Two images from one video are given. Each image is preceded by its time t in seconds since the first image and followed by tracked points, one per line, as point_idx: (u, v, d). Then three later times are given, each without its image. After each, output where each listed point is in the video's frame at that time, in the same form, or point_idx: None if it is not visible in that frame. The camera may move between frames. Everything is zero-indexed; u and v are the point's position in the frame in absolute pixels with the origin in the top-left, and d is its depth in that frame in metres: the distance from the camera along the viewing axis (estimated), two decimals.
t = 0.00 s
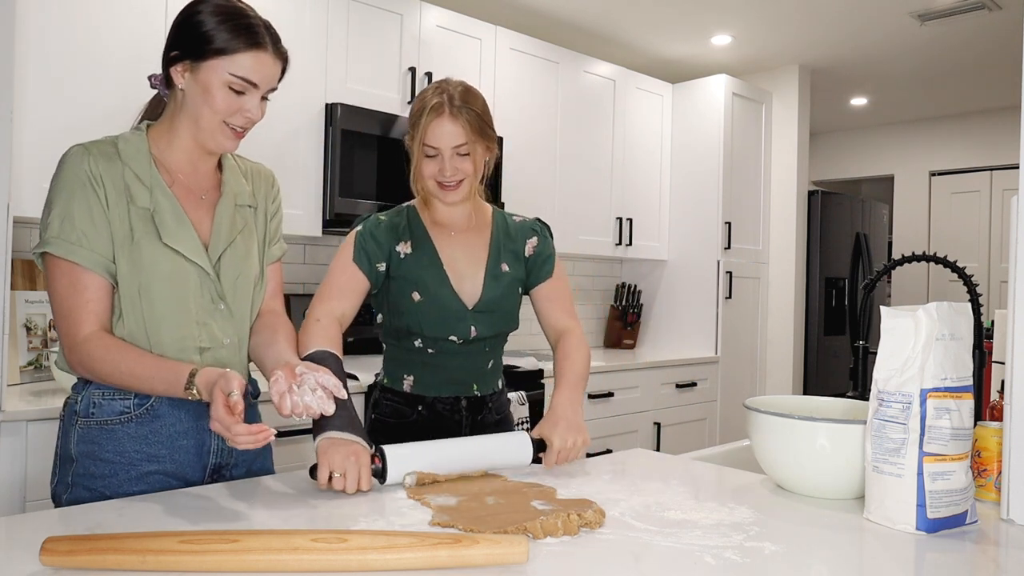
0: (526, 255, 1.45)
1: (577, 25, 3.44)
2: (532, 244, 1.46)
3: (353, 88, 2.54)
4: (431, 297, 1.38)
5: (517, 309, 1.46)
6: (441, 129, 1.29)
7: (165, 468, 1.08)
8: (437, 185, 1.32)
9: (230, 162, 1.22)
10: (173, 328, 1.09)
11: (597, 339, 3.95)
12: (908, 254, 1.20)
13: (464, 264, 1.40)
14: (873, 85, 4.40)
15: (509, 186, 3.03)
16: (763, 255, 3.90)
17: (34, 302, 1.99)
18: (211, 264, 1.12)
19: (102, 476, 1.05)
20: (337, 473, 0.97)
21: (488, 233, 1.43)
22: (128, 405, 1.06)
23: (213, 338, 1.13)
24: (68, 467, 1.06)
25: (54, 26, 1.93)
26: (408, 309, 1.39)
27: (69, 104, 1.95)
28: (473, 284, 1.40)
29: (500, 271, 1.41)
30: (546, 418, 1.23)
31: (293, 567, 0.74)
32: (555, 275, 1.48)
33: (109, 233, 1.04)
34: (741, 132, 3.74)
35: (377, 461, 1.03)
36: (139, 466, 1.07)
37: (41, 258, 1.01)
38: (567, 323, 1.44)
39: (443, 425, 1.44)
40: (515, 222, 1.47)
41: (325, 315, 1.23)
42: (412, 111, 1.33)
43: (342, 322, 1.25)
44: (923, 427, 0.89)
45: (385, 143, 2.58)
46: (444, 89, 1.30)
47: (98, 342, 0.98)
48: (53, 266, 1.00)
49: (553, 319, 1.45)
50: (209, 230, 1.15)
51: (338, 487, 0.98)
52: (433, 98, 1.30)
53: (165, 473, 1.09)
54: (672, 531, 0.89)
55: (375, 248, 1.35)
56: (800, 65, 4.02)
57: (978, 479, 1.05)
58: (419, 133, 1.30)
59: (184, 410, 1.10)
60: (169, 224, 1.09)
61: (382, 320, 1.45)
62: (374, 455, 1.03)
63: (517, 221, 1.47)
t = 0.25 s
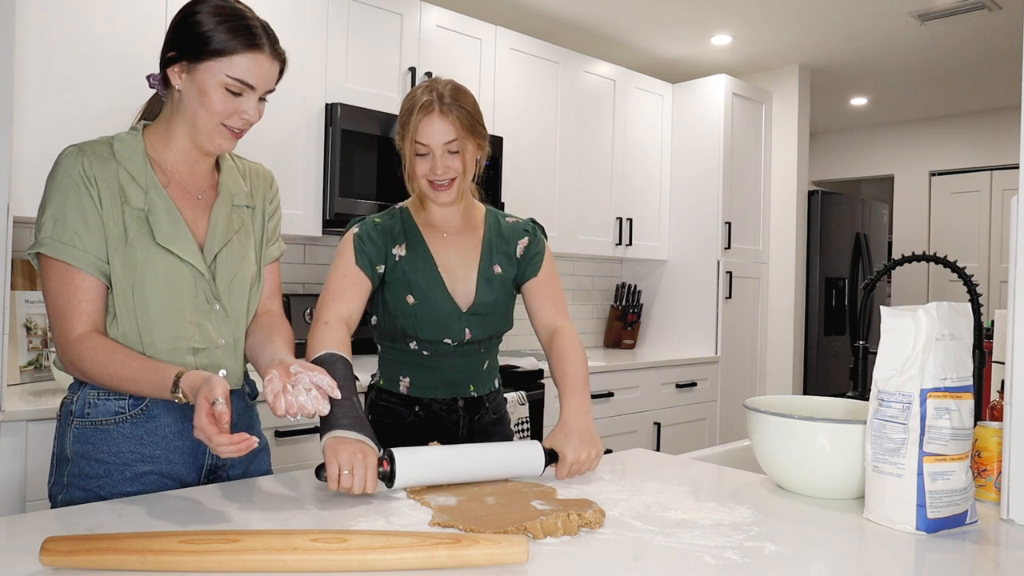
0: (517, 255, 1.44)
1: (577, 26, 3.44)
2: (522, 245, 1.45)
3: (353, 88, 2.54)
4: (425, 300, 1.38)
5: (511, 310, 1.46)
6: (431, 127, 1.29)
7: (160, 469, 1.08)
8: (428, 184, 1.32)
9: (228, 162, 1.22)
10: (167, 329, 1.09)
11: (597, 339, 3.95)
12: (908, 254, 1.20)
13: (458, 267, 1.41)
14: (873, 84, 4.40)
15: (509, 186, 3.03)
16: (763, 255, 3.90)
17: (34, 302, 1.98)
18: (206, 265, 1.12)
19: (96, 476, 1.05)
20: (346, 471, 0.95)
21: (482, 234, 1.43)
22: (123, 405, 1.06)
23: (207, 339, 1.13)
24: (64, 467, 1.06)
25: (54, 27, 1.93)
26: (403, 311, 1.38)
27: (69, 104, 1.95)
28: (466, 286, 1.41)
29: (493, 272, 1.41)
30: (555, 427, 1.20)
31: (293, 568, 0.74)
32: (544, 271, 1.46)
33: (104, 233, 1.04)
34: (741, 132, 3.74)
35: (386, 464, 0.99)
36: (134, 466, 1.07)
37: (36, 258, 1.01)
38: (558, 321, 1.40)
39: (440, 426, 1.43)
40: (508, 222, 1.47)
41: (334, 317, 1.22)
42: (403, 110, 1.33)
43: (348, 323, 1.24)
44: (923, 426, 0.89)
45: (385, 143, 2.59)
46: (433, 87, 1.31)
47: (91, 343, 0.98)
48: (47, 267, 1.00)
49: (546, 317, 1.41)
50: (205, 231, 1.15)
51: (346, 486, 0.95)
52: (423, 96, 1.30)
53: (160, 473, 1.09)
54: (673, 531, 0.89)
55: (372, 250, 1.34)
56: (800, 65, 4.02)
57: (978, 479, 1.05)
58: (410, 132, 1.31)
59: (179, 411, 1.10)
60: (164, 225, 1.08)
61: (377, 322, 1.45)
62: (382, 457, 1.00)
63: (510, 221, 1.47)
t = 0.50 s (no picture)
0: (519, 252, 1.45)
1: (577, 25, 3.44)
2: (526, 240, 1.46)
3: (353, 88, 2.54)
4: (424, 295, 1.38)
5: (511, 306, 1.46)
6: (426, 125, 1.28)
7: (156, 469, 1.08)
8: (424, 182, 1.32)
9: (225, 162, 1.22)
10: (164, 329, 1.09)
11: (597, 340, 3.95)
12: (907, 254, 1.20)
13: (458, 263, 1.41)
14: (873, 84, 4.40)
15: (509, 186, 3.03)
16: (763, 255, 3.90)
17: (34, 302, 1.98)
18: (203, 265, 1.12)
19: (93, 477, 1.05)
20: (337, 470, 0.97)
21: (481, 231, 1.43)
22: (120, 405, 1.06)
23: (205, 339, 1.13)
24: (60, 468, 1.06)
25: (54, 27, 1.93)
26: (402, 308, 1.39)
27: (69, 104, 1.96)
28: (466, 281, 1.41)
29: (493, 268, 1.42)
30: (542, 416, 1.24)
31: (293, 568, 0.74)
32: (550, 274, 1.48)
33: (100, 233, 1.04)
34: (741, 132, 3.74)
35: (377, 462, 1.03)
36: (130, 467, 1.07)
37: (33, 258, 1.01)
38: (563, 320, 1.45)
39: (439, 427, 1.43)
40: (508, 219, 1.47)
41: (320, 322, 1.25)
42: (399, 107, 1.32)
43: (336, 327, 1.27)
44: (923, 427, 0.89)
45: (385, 143, 2.58)
46: (428, 86, 1.30)
47: (88, 343, 0.98)
48: (44, 267, 1.00)
49: (552, 315, 1.46)
50: (203, 231, 1.15)
51: (338, 485, 0.97)
52: (418, 95, 1.30)
53: (157, 474, 1.09)
54: (673, 531, 0.89)
55: (365, 247, 1.36)
56: (800, 65, 4.02)
57: (978, 479, 1.06)
58: (404, 130, 1.30)
59: (176, 411, 1.10)
60: (161, 225, 1.08)
61: (376, 322, 1.45)
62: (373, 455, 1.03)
63: (510, 217, 1.47)
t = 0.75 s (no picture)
0: (520, 256, 1.45)
1: (577, 26, 3.44)
2: (527, 246, 1.46)
3: (353, 88, 2.54)
4: (419, 297, 1.38)
5: (509, 309, 1.46)
6: (425, 125, 1.29)
7: (156, 470, 1.08)
8: (423, 182, 1.32)
9: (222, 163, 1.22)
10: (163, 328, 1.09)
11: (597, 340, 3.95)
12: (907, 254, 1.20)
13: (455, 264, 1.41)
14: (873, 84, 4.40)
15: (509, 186, 3.03)
16: (763, 255, 3.90)
17: (34, 302, 1.98)
18: (201, 264, 1.12)
19: (92, 477, 1.05)
20: (336, 471, 0.98)
21: (479, 232, 1.43)
22: (119, 406, 1.06)
23: (204, 339, 1.12)
24: (58, 468, 1.06)
25: (54, 27, 1.93)
26: (398, 309, 1.39)
27: (69, 104, 1.95)
28: (463, 283, 1.41)
29: (492, 270, 1.42)
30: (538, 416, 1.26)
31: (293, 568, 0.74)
32: (554, 281, 1.48)
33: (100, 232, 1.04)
34: (741, 132, 3.74)
35: (376, 462, 1.03)
36: (130, 467, 1.07)
37: (31, 258, 1.01)
38: (566, 324, 1.45)
39: (437, 427, 1.42)
40: (508, 220, 1.47)
41: (314, 323, 1.27)
42: (398, 108, 1.33)
43: (332, 329, 1.29)
44: (923, 427, 0.89)
45: (385, 143, 2.58)
46: (427, 86, 1.30)
47: (87, 342, 0.98)
48: (42, 266, 1.00)
49: (553, 319, 1.46)
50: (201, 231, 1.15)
51: (338, 486, 0.98)
52: (417, 94, 1.30)
53: (156, 474, 1.09)
54: (673, 531, 0.89)
55: (359, 249, 1.37)
56: (800, 65, 4.02)
57: (978, 479, 1.06)
58: (404, 130, 1.30)
59: (175, 411, 1.10)
60: (160, 225, 1.08)
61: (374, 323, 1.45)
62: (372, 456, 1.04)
63: (510, 220, 1.47)
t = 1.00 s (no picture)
0: (512, 254, 1.45)
1: (577, 26, 3.44)
2: (518, 243, 1.45)
3: (353, 88, 2.54)
4: (416, 299, 1.38)
5: (505, 309, 1.46)
6: (417, 125, 1.29)
7: (155, 470, 1.09)
8: (416, 183, 1.32)
9: (219, 162, 1.22)
10: (162, 327, 1.09)
11: (597, 339, 3.95)
12: (907, 254, 1.20)
13: (450, 265, 1.41)
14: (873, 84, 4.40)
15: (509, 186, 3.03)
16: (763, 255, 3.90)
17: (34, 302, 1.98)
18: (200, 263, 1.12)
19: (91, 478, 1.05)
20: (341, 474, 0.94)
21: (474, 232, 1.43)
22: (118, 406, 1.06)
23: (202, 338, 1.12)
24: (57, 469, 1.06)
25: (54, 27, 1.93)
26: (396, 311, 1.39)
27: (69, 104, 1.96)
28: (459, 284, 1.41)
29: (487, 270, 1.41)
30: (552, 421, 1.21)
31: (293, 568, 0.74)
32: (542, 276, 1.48)
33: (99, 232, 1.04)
34: (741, 132, 3.74)
35: (382, 465, 0.99)
36: (129, 467, 1.07)
37: (29, 259, 1.01)
38: (563, 320, 1.43)
39: (437, 427, 1.43)
40: (502, 220, 1.47)
41: (322, 323, 1.28)
42: (389, 109, 1.33)
43: (338, 327, 1.30)
44: (923, 427, 0.89)
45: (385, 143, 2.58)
46: (419, 85, 1.30)
47: (87, 342, 0.97)
48: (40, 268, 1.00)
49: (549, 316, 1.44)
50: (199, 231, 1.15)
51: (342, 489, 0.95)
52: (409, 94, 1.30)
53: (156, 474, 1.09)
54: (673, 531, 0.89)
55: (359, 250, 1.37)
56: (800, 65, 4.02)
57: (979, 479, 1.05)
58: (396, 130, 1.30)
59: (174, 412, 1.10)
60: (159, 224, 1.08)
61: (372, 323, 1.45)
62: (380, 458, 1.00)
63: (504, 220, 1.47)
